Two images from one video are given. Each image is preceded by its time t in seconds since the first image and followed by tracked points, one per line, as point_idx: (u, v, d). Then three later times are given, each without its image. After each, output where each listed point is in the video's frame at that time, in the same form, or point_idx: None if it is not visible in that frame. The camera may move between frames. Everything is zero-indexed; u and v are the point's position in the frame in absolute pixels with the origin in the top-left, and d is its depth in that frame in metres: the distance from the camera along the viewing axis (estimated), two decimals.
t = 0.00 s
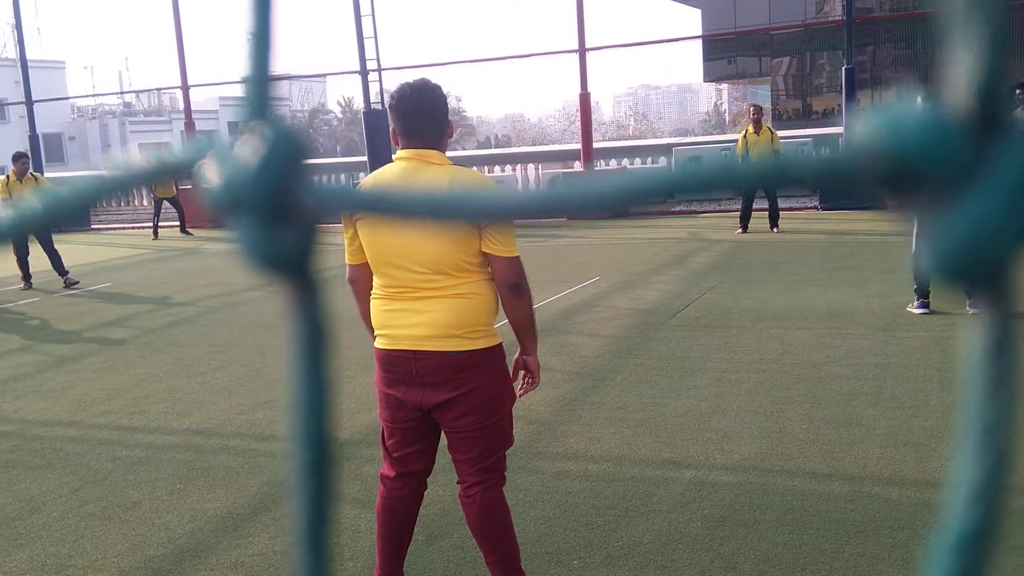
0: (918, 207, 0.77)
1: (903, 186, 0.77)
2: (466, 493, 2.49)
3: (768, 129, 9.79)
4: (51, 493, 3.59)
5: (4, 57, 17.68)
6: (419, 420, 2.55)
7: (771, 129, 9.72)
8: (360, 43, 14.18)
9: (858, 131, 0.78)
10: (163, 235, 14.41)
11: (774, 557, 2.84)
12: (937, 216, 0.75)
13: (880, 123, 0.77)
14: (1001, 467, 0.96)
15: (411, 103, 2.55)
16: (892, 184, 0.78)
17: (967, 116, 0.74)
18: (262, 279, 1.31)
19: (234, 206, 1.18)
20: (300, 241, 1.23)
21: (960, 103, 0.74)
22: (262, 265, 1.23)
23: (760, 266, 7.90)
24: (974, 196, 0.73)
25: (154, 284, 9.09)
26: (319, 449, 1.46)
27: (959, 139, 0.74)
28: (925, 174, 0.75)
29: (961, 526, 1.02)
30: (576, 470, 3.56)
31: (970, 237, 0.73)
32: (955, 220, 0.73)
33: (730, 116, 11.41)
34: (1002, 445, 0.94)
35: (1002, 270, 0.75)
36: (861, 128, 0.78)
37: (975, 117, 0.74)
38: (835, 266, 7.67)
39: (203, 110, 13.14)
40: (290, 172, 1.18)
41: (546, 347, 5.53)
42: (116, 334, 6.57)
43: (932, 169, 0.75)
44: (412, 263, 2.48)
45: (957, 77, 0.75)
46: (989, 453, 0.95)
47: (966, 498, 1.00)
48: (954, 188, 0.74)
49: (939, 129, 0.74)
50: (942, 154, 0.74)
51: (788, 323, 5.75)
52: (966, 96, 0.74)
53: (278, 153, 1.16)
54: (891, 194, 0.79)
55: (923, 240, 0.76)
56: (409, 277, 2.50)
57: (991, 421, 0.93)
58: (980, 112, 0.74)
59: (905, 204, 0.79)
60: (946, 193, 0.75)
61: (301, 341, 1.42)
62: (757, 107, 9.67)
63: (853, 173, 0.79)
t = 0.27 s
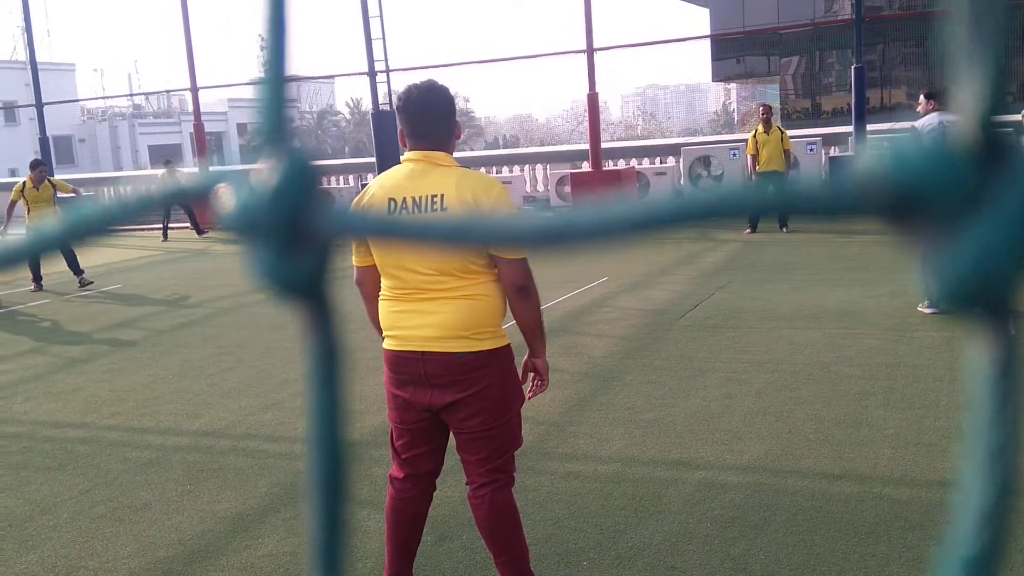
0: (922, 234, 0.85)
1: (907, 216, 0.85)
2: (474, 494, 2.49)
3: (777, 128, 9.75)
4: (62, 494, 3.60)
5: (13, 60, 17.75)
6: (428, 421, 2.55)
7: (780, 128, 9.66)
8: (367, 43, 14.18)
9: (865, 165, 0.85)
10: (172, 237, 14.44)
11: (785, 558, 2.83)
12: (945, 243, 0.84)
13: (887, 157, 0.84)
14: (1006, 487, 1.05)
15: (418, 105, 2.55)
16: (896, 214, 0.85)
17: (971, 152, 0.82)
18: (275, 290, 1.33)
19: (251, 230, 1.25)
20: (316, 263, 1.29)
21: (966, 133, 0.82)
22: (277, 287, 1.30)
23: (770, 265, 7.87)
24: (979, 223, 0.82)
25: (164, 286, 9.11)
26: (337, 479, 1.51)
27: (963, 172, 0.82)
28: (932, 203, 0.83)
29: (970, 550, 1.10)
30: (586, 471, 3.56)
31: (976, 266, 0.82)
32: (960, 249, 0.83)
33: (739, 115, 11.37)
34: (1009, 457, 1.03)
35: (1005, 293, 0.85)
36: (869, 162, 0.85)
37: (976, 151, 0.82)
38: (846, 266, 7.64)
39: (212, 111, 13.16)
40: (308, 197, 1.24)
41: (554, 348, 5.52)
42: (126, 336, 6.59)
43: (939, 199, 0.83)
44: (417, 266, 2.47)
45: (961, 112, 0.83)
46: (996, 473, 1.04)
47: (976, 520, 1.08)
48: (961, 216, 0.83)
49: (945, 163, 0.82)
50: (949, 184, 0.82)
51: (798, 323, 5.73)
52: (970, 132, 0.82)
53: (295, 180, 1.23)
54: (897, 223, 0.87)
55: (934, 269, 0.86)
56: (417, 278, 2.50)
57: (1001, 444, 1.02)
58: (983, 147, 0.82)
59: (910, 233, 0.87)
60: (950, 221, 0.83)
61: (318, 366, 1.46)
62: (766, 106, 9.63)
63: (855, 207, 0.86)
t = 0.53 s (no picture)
0: (929, 251, 0.72)
1: (915, 229, 0.71)
2: (481, 496, 2.49)
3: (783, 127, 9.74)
4: (70, 498, 3.61)
5: (21, 65, 17.85)
6: (434, 423, 2.55)
7: (786, 128, 9.66)
8: (373, 46, 14.22)
9: (872, 173, 0.71)
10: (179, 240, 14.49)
11: (793, 559, 2.82)
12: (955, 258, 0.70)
13: (895, 163, 0.70)
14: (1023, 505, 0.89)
15: (424, 106, 2.55)
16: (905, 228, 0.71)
17: (985, 158, 0.69)
18: (279, 314, 1.29)
19: (255, 243, 1.17)
20: (322, 281, 1.21)
21: (979, 140, 0.69)
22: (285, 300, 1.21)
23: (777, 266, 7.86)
24: (992, 235, 0.68)
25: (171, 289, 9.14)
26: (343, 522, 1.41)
27: (974, 178, 0.69)
28: (943, 214, 0.69)
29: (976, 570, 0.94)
30: (593, 473, 3.56)
31: (985, 282, 0.68)
32: (970, 264, 0.69)
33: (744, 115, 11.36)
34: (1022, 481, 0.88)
35: None
36: (877, 170, 0.71)
37: (990, 156, 0.69)
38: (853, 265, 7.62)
39: (218, 115, 13.21)
40: (314, 205, 1.16)
41: (561, 349, 5.52)
42: (134, 339, 6.61)
43: (948, 212, 0.69)
44: (422, 269, 2.46)
45: (975, 113, 0.71)
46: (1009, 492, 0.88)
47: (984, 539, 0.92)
48: (974, 230, 0.69)
49: (956, 168, 0.69)
50: (962, 192, 0.68)
51: (806, 323, 5.71)
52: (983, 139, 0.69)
53: (301, 188, 1.15)
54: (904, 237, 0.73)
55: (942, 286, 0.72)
56: (421, 281, 2.50)
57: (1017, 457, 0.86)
58: (998, 152, 0.69)
59: (916, 247, 0.73)
60: (964, 235, 0.69)
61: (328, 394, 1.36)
62: (772, 106, 9.62)
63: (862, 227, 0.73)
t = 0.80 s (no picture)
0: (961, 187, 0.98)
1: (948, 158, 0.97)
2: (464, 509, 2.48)
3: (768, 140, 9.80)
4: (49, 510, 3.57)
5: (6, 74, 17.78)
6: (417, 435, 2.54)
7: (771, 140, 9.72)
8: (359, 56, 14.23)
9: (904, 112, 0.97)
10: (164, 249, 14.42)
11: (776, 572, 2.82)
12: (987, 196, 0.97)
13: (927, 99, 0.95)
14: None
15: (408, 113, 2.55)
16: (932, 161, 0.98)
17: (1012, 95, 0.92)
18: (199, 286, 1.56)
19: (160, 195, 1.43)
20: (232, 235, 1.50)
21: (1001, 80, 0.92)
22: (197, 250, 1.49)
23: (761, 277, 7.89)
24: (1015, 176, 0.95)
25: (155, 299, 9.09)
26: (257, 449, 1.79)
27: (1006, 115, 0.92)
28: (970, 147, 0.95)
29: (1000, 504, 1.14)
30: (576, 485, 3.55)
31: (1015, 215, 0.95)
32: (1004, 198, 0.96)
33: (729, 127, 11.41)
34: None
35: None
36: (909, 108, 0.97)
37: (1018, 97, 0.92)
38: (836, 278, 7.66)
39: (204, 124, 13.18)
40: (220, 167, 1.43)
41: (545, 360, 5.52)
42: (117, 349, 6.57)
43: (977, 140, 0.95)
44: (409, 278, 2.47)
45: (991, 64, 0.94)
46: None
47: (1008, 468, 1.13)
48: (994, 172, 0.96)
49: (988, 103, 0.93)
50: (989, 127, 0.93)
51: (789, 335, 5.74)
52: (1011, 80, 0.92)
53: (206, 151, 1.41)
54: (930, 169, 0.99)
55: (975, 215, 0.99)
56: (406, 290, 2.50)
57: None
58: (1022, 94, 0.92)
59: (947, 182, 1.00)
60: (996, 165, 0.95)
61: (239, 358, 1.69)
62: (756, 118, 9.67)
63: (873, 153, 1.03)
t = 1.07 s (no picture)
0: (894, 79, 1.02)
1: (871, 54, 1.02)
2: (454, 504, 2.48)
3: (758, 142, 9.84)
4: (37, 505, 3.56)
5: None
6: (408, 432, 2.55)
7: (761, 143, 9.77)
8: (350, 56, 14.19)
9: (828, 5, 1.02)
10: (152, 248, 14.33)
11: (763, 568, 2.84)
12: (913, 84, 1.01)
13: None
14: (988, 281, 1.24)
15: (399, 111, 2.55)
16: (857, 55, 1.03)
17: None
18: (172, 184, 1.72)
19: (140, 105, 1.58)
20: (204, 144, 1.63)
21: None
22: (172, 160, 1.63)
23: (751, 278, 7.92)
24: (947, 53, 0.98)
25: (143, 297, 9.04)
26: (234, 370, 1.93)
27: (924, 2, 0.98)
28: (895, 39, 1.00)
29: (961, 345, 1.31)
30: (566, 483, 3.56)
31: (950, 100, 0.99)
32: (929, 85, 1.00)
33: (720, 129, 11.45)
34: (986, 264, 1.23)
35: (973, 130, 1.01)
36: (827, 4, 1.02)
37: None
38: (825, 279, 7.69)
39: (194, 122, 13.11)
40: (186, 84, 1.57)
41: (535, 359, 5.52)
42: (105, 346, 6.53)
43: (905, 33, 0.99)
44: (399, 274, 2.48)
45: None
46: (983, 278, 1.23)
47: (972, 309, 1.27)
48: (913, 56, 1.00)
49: None
50: (910, 14, 0.98)
51: (778, 335, 5.76)
52: None
53: (173, 72, 1.56)
54: (859, 66, 1.04)
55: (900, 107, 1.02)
56: (397, 287, 2.51)
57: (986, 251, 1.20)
58: None
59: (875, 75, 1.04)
60: (914, 55, 1.00)
61: (219, 286, 1.86)
62: (746, 121, 9.71)
63: (801, 49, 1.07)
